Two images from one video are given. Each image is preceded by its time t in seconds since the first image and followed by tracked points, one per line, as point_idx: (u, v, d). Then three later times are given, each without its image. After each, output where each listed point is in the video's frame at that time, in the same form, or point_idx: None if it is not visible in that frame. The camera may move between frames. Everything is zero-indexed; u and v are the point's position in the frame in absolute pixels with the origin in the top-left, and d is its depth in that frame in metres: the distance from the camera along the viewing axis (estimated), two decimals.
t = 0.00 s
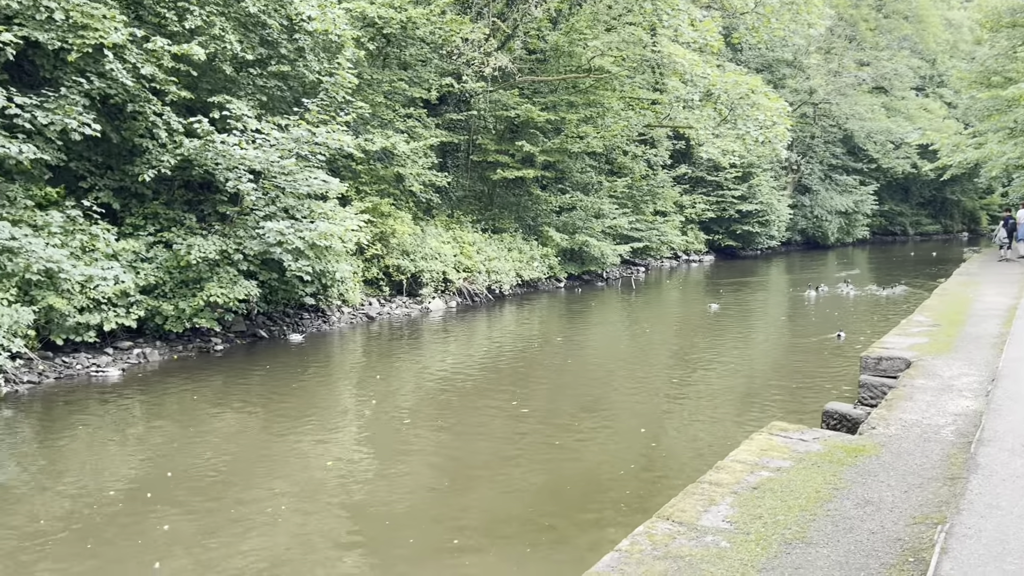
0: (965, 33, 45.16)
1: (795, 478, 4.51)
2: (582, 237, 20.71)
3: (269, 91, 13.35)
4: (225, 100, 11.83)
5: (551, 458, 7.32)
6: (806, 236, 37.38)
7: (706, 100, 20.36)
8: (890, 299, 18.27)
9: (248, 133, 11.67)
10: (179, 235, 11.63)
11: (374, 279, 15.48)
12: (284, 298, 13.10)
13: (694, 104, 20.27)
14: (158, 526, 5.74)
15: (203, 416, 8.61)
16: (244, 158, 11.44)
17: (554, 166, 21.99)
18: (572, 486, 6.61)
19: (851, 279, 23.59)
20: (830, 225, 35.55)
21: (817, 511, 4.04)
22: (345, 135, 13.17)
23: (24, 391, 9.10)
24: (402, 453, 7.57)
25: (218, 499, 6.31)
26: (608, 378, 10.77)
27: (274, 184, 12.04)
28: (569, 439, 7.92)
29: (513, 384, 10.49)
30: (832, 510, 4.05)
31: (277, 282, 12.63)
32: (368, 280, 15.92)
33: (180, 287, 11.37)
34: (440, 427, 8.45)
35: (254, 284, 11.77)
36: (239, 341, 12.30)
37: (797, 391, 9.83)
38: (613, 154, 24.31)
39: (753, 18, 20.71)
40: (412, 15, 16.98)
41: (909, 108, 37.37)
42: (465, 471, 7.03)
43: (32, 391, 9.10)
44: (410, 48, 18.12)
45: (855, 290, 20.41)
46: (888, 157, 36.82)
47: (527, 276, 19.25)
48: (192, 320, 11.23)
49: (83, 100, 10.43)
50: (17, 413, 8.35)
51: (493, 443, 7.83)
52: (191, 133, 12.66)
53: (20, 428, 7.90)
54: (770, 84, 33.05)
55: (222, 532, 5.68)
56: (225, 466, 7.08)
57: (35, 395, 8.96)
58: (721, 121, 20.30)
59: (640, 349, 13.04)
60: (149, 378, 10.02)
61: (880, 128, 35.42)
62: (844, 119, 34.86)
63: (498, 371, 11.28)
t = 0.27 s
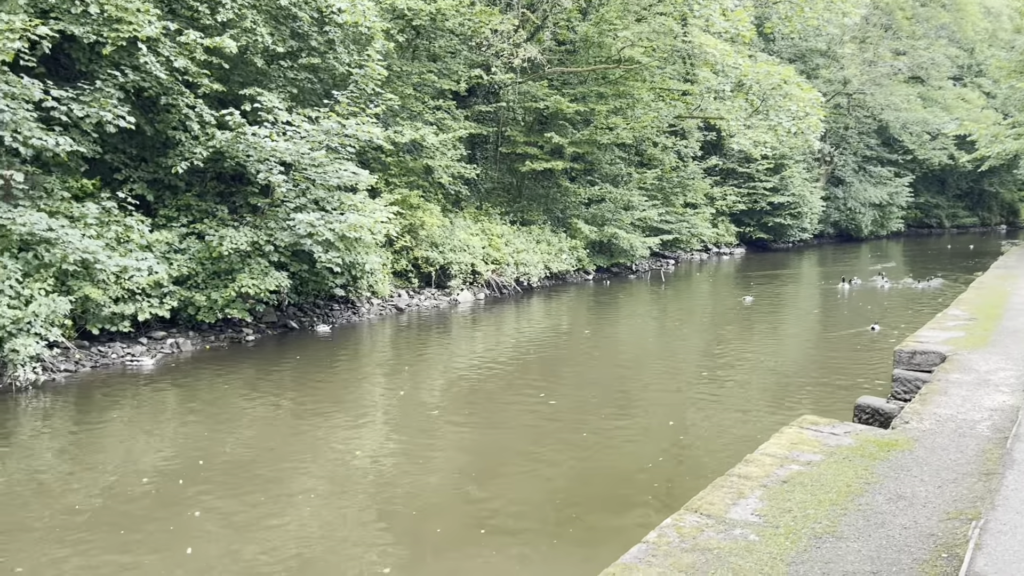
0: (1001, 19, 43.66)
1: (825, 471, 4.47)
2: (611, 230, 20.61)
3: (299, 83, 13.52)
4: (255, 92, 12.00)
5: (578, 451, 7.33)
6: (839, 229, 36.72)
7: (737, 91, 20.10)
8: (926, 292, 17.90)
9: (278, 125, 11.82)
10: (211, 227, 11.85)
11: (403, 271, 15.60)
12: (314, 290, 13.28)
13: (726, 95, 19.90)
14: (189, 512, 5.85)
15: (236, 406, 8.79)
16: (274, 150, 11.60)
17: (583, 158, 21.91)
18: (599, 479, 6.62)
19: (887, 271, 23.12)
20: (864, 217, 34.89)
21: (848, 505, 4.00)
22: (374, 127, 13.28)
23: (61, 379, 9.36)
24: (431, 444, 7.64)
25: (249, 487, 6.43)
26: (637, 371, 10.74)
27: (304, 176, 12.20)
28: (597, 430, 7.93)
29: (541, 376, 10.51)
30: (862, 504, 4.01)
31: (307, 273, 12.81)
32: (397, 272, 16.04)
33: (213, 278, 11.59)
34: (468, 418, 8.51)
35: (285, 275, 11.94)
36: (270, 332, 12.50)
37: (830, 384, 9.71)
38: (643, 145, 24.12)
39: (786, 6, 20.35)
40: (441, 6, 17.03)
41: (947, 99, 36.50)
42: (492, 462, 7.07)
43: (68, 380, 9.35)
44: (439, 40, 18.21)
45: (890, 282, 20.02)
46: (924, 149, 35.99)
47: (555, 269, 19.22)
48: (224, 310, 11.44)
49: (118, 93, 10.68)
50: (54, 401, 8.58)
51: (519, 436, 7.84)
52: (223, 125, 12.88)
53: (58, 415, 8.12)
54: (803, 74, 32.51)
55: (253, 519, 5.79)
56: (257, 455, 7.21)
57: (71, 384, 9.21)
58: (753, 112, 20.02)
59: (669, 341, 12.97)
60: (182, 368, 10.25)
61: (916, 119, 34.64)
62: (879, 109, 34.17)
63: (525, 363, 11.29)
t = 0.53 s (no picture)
0: None
1: (858, 467, 4.41)
2: (642, 223, 20.48)
3: (331, 76, 13.67)
4: (288, 86, 12.17)
5: (606, 444, 7.33)
6: (876, 223, 36.00)
7: (771, 82, 19.80)
8: (966, 286, 17.48)
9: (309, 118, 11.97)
10: (245, 219, 12.05)
11: (433, 264, 15.70)
12: (345, 283, 13.43)
13: (759, 88, 20.04)
14: (221, 501, 5.97)
15: (270, 396, 8.96)
16: (306, 143, 11.75)
17: (614, 151, 21.81)
18: (627, 472, 6.61)
19: (925, 265, 22.63)
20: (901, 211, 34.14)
21: (882, 501, 3.95)
22: (404, 121, 13.38)
23: (98, 368, 9.62)
24: (459, 436, 7.71)
25: (282, 476, 6.56)
26: (667, 365, 10.69)
27: (336, 169, 12.34)
28: (626, 424, 7.92)
29: (570, 369, 10.52)
30: (897, 501, 3.95)
31: (339, 266, 12.96)
32: (428, 265, 16.15)
33: (246, 270, 11.80)
34: (497, 410, 8.56)
35: (316, 267, 12.10)
36: (301, 324, 12.69)
37: (864, 378, 9.57)
38: (674, 138, 23.91)
39: None
40: None
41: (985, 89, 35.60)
42: (520, 455, 7.11)
43: (105, 369, 9.60)
44: (470, 33, 18.30)
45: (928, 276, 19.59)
46: (963, 141, 35.12)
47: (586, 262, 19.17)
48: (257, 302, 11.64)
49: (153, 87, 10.92)
50: (91, 390, 8.81)
51: (547, 429, 7.85)
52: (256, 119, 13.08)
53: (95, 404, 8.34)
54: (839, 65, 31.92)
55: (285, 507, 5.91)
56: (289, 445, 7.35)
57: (108, 373, 9.45)
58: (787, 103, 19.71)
59: (700, 335, 12.87)
60: (216, 358, 10.46)
61: (954, 110, 33.76)
62: (918, 100, 33.42)
63: (554, 356, 11.28)
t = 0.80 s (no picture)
0: None
1: (899, 464, 4.34)
2: (678, 217, 20.30)
3: (368, 71, 13.82)
4: (326, 80, 12.35)
5: (640, 439, 7.32)
6: (920, 217, 35.09)
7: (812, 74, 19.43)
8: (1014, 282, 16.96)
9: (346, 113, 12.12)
10: (283, 213, 12.27)
11: (468, 258, 15.79)
12: (382, 276, 13.60)
13: (799, 79, 19.40)
14: (260, 490, 6.11)
15: (309, 387, 9.14)
16: (344, 138, 11.91)
17: (650, 144, 21.63)
18: (660, 467, 6.60)
19: (972, 260, 22.00)
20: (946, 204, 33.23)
21: (923, 499, 3.89)
22: (440, 115, 13.47)
23: (141, 359, 9.91)
24: (494, 429, 7.78)
25: (318, 466, 6.70)
26: (703, 359, 10.60)
27: (373, 163, 12.49)
28: (661, 419, 7.90)
29: (604, 363, 10.52)
30: (939, 500, 3.89)
31: (375, 259, 13.12)
32: (463, 259, 16.24)
33: (285, 263, 12.02)
34: (532, 404, 8.61)
35: (353, 261, 12.28)
36: (339, 317, 12.88)
37: (906, 375, 9.38)
38: (712, 131, 23.61)
39: None
40: None
41: None
42: (553, 448, 7.15)
43: (148, 360, 9.89)
44: (506, 27, 18.33)
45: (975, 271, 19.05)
46: (1011, 133, 34.02)
47: (621, 256, 19.08)
48: (295, 295, 11.86)
49: (194, 83, 11.18)
50: (135, 380, 9.09)
51: (581, 423, 7.87)
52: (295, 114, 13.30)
53: (139, 394, 8.60)
54: (882, 56, 31.12)
55: (321, 496, 6.04)
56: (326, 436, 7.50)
57: (151, 364, 9.73)
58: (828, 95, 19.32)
59: (737, 330, 12.74)
60: (255, 350, 10.69)
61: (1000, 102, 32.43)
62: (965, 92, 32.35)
63: (589, 351, 11.27)
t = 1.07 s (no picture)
0: None
1: (945, 464, 4.25)
2: (720, 212, 20.04)
3: (409, 67, 13.98)
4: (369, 77, 12.55)
5: (679, 436, 7.29)
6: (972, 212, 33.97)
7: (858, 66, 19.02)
8: None
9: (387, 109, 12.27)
10: (325, 209, 12.49)
11: (507, 253, 15.84)
12: (422, 271, 13.75)
13: (845, 72, 19.06)
14: (301, 482, 6.26)
15: (350, 381, 9.32)
16: (385, 134, 12.07)
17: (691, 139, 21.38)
18: (698, 464, 6.57)
19: None
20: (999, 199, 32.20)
21: (970, 500, 3.80)
22: (480, 110, 13.56)
23: (187, 352, 10.22)
24: (531, 424, 7.82)
25: (358, 458, 6.84)
26: (744, 356, 10.48)
27: (413, 159, 12.64)
28: (700, 416, 7.85)
29: (643, 359, 10.47)
30: (987, 501, 3.80)
31: (415, 255, 13.27)
32: (502, 255, 16.29)
33: (327, 258, 12.24)
34: (569, 399, 8.64)
35: (394, 256, 12.46)
36: (379, 312, 13.07)
37: (955, 374, 9.14)
38: (755, 125, 23.21)
39: None
40: None
41: None
42: (590, 444, 7.16)
43: (194, 353, 10.19)
44: (546, 22, 18.34)
45: None
46: None
47: (662, 252, 18.92)
48: (337, 289, 12.07)
49: (238, 80, 11.46)
50: (181, 372, 9.38)
51: (618, 419, 7.86)
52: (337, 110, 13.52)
53: (185, 386, 8.86)
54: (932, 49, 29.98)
55: (361, 488, 6.17)
56: (366, 428, 7.64)
57: (197, 356, 10.03)
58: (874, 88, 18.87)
59: (780, 327, 12.55)
60: (298, 344, 10.93)
61: None
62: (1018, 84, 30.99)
63: (627, 347, 11.21)
